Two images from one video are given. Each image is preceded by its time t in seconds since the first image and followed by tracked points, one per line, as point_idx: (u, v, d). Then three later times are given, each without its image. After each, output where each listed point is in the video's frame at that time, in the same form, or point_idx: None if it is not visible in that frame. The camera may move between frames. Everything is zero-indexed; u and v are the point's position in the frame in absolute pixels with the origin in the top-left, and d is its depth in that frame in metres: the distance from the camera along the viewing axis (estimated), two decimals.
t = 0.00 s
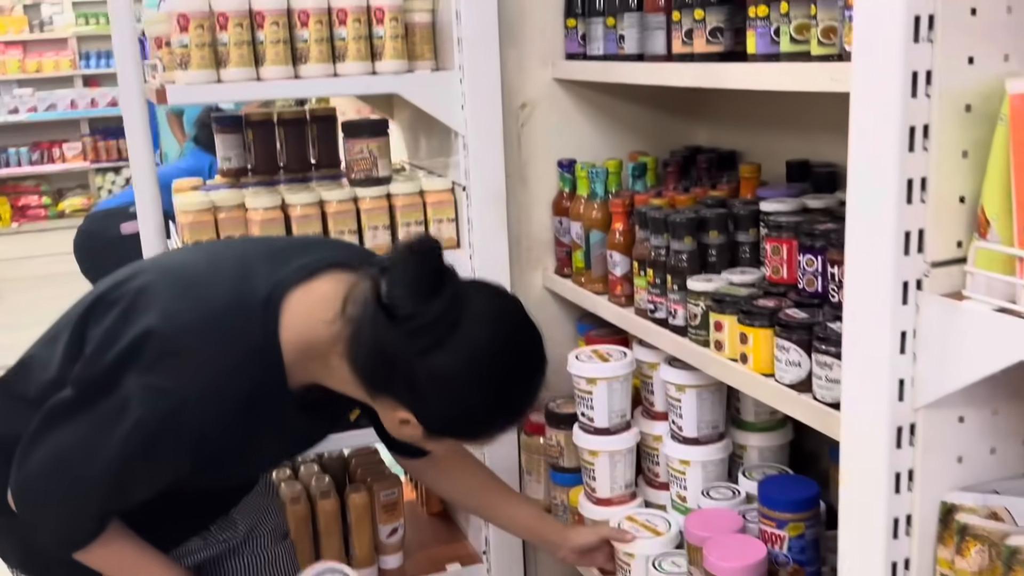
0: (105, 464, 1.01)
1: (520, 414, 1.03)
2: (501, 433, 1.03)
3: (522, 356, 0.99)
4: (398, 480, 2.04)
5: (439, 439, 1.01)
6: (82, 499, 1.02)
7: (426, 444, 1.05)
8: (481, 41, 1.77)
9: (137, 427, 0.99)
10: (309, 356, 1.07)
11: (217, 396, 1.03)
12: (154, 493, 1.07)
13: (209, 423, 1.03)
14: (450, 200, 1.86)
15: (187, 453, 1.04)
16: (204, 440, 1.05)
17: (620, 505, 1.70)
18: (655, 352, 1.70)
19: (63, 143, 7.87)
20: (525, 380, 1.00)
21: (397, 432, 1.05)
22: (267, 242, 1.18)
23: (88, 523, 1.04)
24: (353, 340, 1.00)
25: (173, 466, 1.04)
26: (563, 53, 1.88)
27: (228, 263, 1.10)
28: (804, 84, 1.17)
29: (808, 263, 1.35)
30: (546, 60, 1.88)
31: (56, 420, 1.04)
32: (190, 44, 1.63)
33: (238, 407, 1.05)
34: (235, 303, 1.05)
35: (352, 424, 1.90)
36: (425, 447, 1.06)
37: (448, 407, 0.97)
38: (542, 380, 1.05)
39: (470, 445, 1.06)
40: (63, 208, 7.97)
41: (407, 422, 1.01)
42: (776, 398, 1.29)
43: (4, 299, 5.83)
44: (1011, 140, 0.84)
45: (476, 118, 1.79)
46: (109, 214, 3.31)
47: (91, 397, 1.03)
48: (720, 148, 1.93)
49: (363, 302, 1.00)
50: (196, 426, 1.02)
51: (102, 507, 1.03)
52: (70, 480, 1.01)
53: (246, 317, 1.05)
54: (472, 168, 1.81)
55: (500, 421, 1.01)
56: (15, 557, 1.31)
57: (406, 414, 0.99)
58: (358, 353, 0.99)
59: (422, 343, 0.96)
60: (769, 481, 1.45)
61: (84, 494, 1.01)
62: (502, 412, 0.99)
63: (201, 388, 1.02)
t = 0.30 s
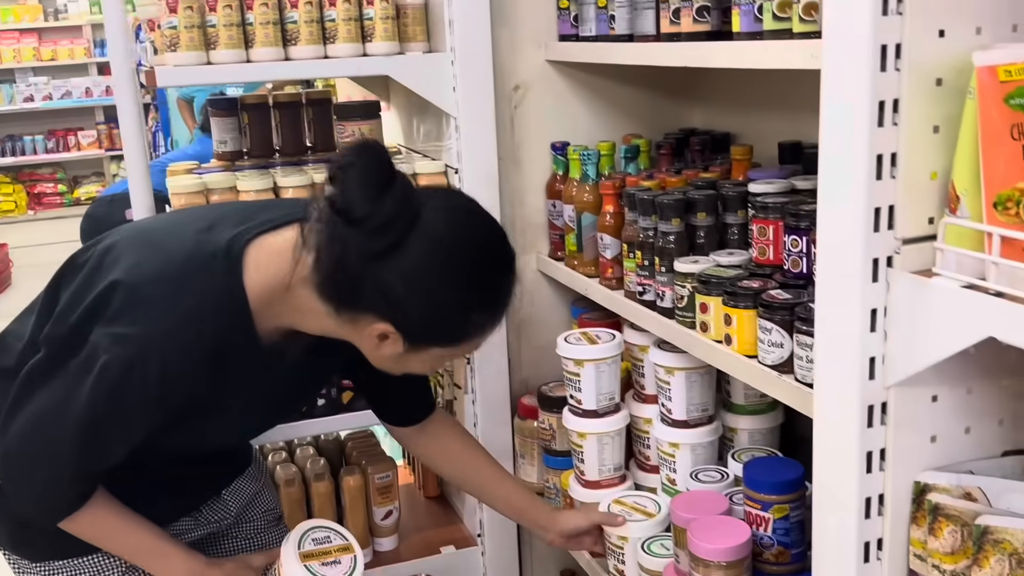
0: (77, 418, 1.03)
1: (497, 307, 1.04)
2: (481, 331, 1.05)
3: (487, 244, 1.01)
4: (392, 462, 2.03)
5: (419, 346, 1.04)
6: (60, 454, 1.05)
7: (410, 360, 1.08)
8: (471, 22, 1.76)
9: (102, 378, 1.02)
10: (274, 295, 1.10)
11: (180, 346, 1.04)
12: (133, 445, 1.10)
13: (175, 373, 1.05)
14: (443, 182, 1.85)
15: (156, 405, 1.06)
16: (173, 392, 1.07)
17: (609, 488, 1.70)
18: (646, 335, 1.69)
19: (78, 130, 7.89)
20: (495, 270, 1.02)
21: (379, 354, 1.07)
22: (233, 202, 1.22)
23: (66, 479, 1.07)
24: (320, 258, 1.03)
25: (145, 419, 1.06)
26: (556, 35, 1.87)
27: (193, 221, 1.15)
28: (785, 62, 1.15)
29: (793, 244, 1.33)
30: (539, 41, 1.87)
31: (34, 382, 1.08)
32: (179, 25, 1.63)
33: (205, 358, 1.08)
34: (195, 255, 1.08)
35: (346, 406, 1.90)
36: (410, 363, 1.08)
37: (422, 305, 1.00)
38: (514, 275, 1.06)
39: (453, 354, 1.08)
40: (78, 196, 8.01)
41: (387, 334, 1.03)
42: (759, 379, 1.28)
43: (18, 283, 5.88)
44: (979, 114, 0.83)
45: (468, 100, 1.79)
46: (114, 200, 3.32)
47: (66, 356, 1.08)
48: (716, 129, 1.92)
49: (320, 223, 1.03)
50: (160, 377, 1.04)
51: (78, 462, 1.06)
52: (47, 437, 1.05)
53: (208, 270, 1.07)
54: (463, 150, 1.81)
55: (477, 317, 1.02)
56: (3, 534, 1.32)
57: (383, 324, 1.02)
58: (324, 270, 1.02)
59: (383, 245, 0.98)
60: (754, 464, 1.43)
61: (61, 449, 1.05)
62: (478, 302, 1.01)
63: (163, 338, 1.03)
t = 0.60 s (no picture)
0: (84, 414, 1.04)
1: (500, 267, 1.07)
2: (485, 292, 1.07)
3: (486, 205, 1.03)
4: (399, 459, 2.04)
5: (429, 312, 1.04)
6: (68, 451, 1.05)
7: (418, 331, 1.09)
8: (477, 19, 1.76)
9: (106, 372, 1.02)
10: (275, 279, 1.11)
11: (183, 337, 1.05)
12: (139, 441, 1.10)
13: (179, 364, 1.06)
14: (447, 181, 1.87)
15: (161, 397, 1.06)
16: (177, 383, 1.07)
17: (615, 486, 1.69)
18: (652, 333, 1.68)
19: (95, 129, 7.93)
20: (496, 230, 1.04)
21: (387, 325, 1.07)
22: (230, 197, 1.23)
23: (74, 475, 1.07)
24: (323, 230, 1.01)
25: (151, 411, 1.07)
26: (563, 32, 1.87)
27: (192, 216, 1.16)
28: (787, 59, 1.14)
29: (797, 242, 1.32)
30: (545, 38, 1.87)
31: (39, 382, 1.08)
32: (184, 23, 1.64)
33: (208, 349, 1.08)
34: (195, 251, 1.09)
35: (353, 404, 1.91)
36: (416, 333, 1.09)
37: (430, 270, 1.00)
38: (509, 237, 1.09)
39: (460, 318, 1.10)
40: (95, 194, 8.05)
41: (396, 304, 1.04)
42: (763, 377, 1.27)
43: (36, 280, 5.92)
44: (977, 110, 0.82)
45: (474, 97, 1.79)
46: (128, 198, 3.33)
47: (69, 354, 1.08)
48: (724, 125, 1.91)
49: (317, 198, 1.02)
50: (165, 368, 1.04)
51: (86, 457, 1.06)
52: (54, 434, 1.05)
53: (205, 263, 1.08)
54: (469, 147, 1.80)
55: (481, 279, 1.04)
56: (12, 532, 1.32)
57: (393, 293, 1.02)
58: (328, 242, 1.01)
59: (387, 213, 0.98)
60: (759, 462, 1.42)
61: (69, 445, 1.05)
62: (482, 263, 1.03)
63: (165, 330, 1.04)
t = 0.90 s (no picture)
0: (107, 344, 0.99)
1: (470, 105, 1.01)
2: (463, 137, 1.02)
3: (439, 41, 1.00)
4: (416, 467, 2.04)
5: (408, 158, 0.99)
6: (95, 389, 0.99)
7: (407, 189, 1.02)
8: (491, 28, 1.76)
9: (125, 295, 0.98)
10: (279, 191, 1.09)
11: (203, 256, 1.02)
12: (168, 373, 1.04)
13: (201, 284, 1.02)
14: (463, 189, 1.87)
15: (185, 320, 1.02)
16: (200, 308, 1.03)
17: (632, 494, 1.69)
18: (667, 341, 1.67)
19: (118, 138, 8.00)
20: (457, 67, 1.00)
21: (380, 196, 1.03)
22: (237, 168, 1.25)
23: (106, 417, 1.00)
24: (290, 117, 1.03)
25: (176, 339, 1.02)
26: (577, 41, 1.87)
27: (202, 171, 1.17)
28: (799, 67, 1.14)
29: (812, 249, 1.31)
30: (559, 46, 1.87)
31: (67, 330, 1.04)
32: (201, 35, 1.65)
33: (229, 273, 1.05)
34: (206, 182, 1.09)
35: (369, 411, 1.90)
36: (411, 199, 1.03)
37: (389, 107, 0.97)
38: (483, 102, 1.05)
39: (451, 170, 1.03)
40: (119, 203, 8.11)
41: (374, 157, 0.99)
42: (777, 386, 1.26)
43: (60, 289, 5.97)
44: (986, 117, 0.82)
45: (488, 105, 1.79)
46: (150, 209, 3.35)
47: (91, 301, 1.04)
48: (739, 131, 1.90)
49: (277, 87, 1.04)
50: (188, 287, 1.01)
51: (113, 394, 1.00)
52: (78, 375, 0.99)
53: (219, 194, 1.06)
54: (484, 156, 1.81)
55: (451, 110, 0.99)
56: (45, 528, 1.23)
57: (364, 138, 0.98)
58: (295, 123, 1.02)
59: (335, 57, 0.97)
60: (774, 471, 1.41)
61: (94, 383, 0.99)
62: (441, 87, 0.98)
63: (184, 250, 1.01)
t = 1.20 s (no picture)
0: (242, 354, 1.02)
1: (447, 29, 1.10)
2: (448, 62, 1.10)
3: None
4: (433, 498, 2.03)
5: (396, 84, 1.08)
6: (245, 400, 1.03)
7: (400, 114, 1.10)
8: (505, 60, 1.78)
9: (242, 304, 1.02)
10: (307, 161, 1.15)
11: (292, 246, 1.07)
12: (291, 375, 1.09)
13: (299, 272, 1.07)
14: (478, 218, 1.87)
15: (297, 313, 1.07)
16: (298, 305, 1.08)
17: (648, 524, 1.68)
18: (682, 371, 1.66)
19: (138, 164, 8.08)
20: None
21: (379, 131, 1.11)
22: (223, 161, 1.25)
23: (251, 432, 1.05)
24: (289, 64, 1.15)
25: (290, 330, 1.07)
26: (590, 71, 1.88)
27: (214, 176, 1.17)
28: (811, 102, 1.14)
29: (826, 280, 1.30)
30: (572, 77, 1.88)
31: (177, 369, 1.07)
32: (218, 69, 1.69)
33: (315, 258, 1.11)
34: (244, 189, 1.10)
35: (384, 440, 1.90)
36: (410, 129, 1.11)
37: (371, 33, 1.06)
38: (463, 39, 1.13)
39: (444, 95, 1.12)
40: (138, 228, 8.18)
41: (364, 91, 1.08)
42: (792, 419, 1.25)
43: (79, 313, 6.01)
44: (999, 155, 0.82)
45: (502, 136, 1.80)
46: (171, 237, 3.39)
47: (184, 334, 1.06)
48: (754, 159, 1.90)
49: (269, 46, 1.16)
50: (285, 289, 1.05)
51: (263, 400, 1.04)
52: (218, 405, 1.03)
53: (265, 189, 1.09)
54: (498, 187, 1.82)
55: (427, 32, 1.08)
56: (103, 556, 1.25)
57: (352, 69, 1.06)
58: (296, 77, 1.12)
59: None
60: (791, 504, 1.40)
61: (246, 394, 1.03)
62: (421, 13, 1.07)
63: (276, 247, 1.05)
